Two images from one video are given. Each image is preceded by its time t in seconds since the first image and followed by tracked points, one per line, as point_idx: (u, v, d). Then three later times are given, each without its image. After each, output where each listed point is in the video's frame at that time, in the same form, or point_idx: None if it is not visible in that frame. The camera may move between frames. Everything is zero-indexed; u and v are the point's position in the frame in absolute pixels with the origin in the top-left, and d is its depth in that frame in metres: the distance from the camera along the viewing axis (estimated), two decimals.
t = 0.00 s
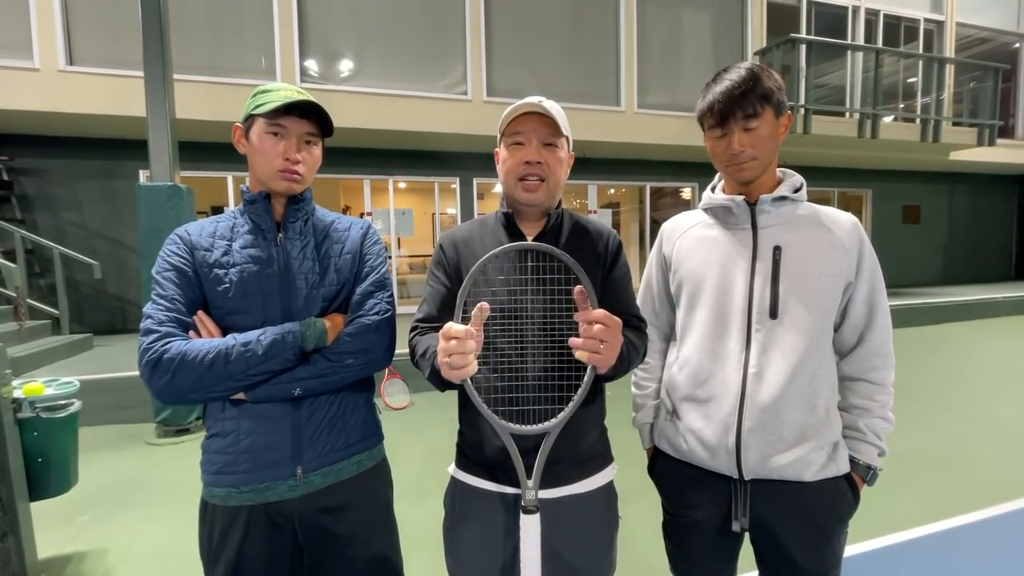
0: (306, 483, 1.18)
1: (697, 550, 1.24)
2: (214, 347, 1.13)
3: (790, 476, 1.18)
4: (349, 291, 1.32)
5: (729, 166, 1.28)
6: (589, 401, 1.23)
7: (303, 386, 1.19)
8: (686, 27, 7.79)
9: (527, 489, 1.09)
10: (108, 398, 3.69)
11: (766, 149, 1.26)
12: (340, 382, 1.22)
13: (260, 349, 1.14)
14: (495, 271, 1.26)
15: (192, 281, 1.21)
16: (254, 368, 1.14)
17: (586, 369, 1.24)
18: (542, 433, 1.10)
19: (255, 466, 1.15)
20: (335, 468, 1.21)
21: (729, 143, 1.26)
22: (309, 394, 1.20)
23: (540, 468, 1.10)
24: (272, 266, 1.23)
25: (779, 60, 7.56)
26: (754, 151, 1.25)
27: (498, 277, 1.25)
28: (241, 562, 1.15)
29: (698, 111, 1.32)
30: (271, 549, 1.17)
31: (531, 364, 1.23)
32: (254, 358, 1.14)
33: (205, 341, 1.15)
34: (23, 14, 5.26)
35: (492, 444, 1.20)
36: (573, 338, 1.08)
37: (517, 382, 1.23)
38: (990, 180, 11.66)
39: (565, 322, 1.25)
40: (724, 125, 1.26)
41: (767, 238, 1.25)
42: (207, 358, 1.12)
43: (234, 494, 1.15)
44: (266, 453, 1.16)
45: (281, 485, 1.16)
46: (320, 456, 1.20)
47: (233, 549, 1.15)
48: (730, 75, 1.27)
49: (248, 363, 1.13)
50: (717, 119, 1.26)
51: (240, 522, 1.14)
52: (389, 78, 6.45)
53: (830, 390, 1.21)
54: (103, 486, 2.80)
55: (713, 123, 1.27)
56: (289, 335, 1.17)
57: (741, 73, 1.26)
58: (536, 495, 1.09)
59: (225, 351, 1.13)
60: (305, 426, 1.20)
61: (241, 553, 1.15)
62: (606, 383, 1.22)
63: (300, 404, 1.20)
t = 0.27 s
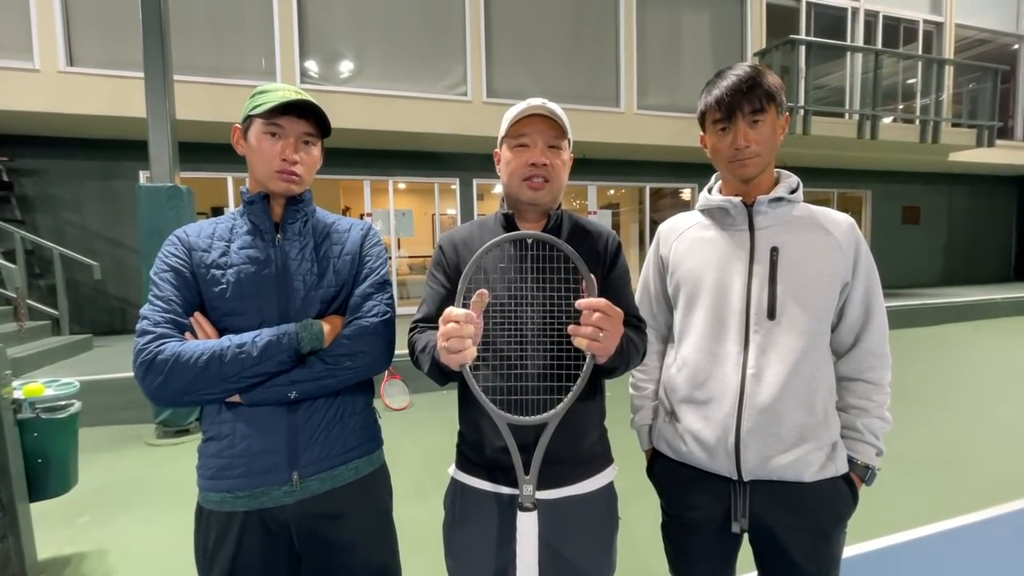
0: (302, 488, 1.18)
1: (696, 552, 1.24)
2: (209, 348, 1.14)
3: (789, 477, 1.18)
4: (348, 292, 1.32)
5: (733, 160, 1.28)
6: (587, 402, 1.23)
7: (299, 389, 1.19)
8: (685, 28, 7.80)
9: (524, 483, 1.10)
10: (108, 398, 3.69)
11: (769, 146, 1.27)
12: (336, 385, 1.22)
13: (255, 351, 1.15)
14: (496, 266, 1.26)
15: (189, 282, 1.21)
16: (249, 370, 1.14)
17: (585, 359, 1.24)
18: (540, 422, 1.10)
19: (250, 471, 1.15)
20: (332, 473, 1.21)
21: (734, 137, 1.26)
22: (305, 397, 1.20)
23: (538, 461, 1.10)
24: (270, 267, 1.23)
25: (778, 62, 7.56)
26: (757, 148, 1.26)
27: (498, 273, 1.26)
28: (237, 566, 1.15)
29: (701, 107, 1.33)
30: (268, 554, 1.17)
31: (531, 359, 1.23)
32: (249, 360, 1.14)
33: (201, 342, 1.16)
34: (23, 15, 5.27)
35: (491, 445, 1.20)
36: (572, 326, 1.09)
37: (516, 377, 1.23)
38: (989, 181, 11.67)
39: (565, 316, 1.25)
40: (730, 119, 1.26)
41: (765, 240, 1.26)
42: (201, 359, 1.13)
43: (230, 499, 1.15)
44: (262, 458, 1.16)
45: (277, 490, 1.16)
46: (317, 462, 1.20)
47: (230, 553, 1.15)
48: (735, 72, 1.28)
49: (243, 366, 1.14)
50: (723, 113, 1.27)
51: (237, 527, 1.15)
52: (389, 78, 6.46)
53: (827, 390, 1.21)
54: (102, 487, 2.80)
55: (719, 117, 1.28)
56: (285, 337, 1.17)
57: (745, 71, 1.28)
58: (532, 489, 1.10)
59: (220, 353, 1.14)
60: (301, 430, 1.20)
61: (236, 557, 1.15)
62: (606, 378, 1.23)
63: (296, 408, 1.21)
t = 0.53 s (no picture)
0: (304, 491, 1.18)
1: (696, 552, 1.24)
2: (210, 349, 1.14)
3: (787, 478, 1.18)
4: (349, 293, 1.32)
5: (731, 160, 1.28)
6: (587, 403, 1.23)
7: (301, 390, 1.19)
8: (685, 29, 7.80)
9: (526, 457, 1.10)
10: (107, 399, 3.70)
11: (766, 145, 1.28)
12: (338, 387, 1.22)
13: (256, 351, 1.15)
14: (495, 257, 1.27)
15: (189, 282, 1.22)
16: (250, 371, 1.14)
17: (586, 357, 1.24)
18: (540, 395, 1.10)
19: (251, 474, 1.16)
20: (334, 476, 1.21)
21: (732, 137, 1.26)
22: (306, 398, 1.20)
23: (539, 436, 1.10)
24: (271, 267, 1.24)
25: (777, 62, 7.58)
26: (755, 148, 1.26)
27: (497, 266, 1.27)
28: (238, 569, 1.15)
29: (699, 107, 1.33)
30: (269, 557, 1.18)
31: (531, 350, 1.24)
32: (251, 361, 1.14)
33: (201, 342, 1.16)
34: (24, 15, 5.27)
35: (492, 445, 1.20)
36: (572, 298, 1.09)
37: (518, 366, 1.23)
38: (989, 182, 11.68)
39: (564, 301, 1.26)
40: (727, 118, 1.26)
41: (762, 240, 1.26)
42: (202, 360, 1.13)
43: (230, 503, 1.15)
44: (263, 460, 1.16)
45: (278, 493, 1.16)
46: (319, 464, 1.20)
47: (231, 556, 1.15)
48: (733, 72, 1.29)
49: (244, 366, 1.14)
50: (721, 112, 1.27)
51: (237, 530, 1.15)
52: (389, 79, 6.46)
53: (825, 390, 1.22)
54: (102, 487, 2.81)
55: (716, 116, 1.28)
56: (287, 337, 1.18)
57: (743, 71, 1.28)
58: (534, 465, 1.10)
59: (221, 353, 1.14)
60: (303, 433, 1.20)
61: (236, 561, 1.15)
62: (605, 370, 1.24)
63: (297, 410, 1.21)
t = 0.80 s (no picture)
0: (308, 491, 1.18)
1: (696, 553, 1.24)
2: (214, 350, 1.14)
3: (788, 479, 1.18)
4: (352, 293, 1.32)
5: (728, 159, 1.28)
6: (588, 403, 1.23)
7: (305, 391, 1.19)
8: (685, 29, 7.80)
9: (527, 441, 1.10)
10: (107, 399, 3.69)
11: (764, 144, 1.27)
12: (342, 388, 1.22)
13: (261, 352, 1.15)
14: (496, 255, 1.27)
15: (192, 282, 1.21)
16: (255, 372, 1.14)
17: (588, 354, 1.25)
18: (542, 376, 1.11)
19: (256, 475, 1.16)
20: (337, 477, 1.21)
21: (729, 136, 1.26)
22: (311, 399, 1.21)
23: (540, 420, 1.10)
24: (274, 267, 1.24)
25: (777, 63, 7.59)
26: (752, 147, 1.26)
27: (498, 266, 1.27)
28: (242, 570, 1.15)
29: (695, 107, 1.33)
30: (273, 558, 1.17)
31: (530, 347, 1.24)
32: (255, 362, 1.15)
33: (205, 343, 1.16)
34: (23, 15, 5.27)
35: (494, 445, 1.20)
36: (575, 280, 1.09)
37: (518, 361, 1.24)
38: (989, 182, 11.69)
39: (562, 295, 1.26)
40: (723, 118, 1.27)
41: (762, 240, 1.26)
42: (207, 360, 1.13)
43: (234, 504, 1.15)
44: (267, 461, 1.17)
45: (282, 494, 1.16)
46: (323, 465, 1.20)
47: (234, 557, 1.15)
48: (729, 72, 1.29)
49: (249, 367, 1.14)
50: (717, 112, 1.27)
51: (240, 531, 1.15)
52: (389, 79, 6.46)
53: (824, 391, 1.22)
54: (102, 487, 2.80)
55: (713, 116, 1.28)
56: (293, 338, 1.18)
57: (739, 71, 1.28)
58: (534, 449, 1.09)
59: (226, 354, 1.14)
60: (307, 433, 1.20)
61: (239, 562, 1.15)
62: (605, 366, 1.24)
63: (301, 411, 1.21)
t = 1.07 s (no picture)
0: (311, 492, 1.18)
1: (695, 554, 1.24)
2: (217, 351, 1.14)
3: (789, 480, 1.18)
4: (356, 295, 1.32)
5: (728, 158, 1.28)
6: (589, 404, 1.23)
7: (309, 393, 1.19)
8: (685, 30, 7.81)
9: (528, 433, 1.09)
10: (107, 399, 3.69)
11: (763, 142, 1.28)
12: (345, 390, 1.23)
13: (265, 355, 1.15)
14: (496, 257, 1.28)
15: (195, 283, 1.21)
16: (259, 374, 1.14)
17: (590, 354, 1.25)
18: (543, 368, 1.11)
19: (259, 476, 1.16)
20: (339, 477, 1.21)
21: (728, 134, 1.27)
22: (313, 401, 1.21)
23: (541, 412, 1.10)
24: (278, 268, 1.24)
25: (777, 63, 7.60)
26: (752, 145, 1.26)
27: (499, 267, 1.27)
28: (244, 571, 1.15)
29: (694, 106, 1.34)
30: (274, 561, 1.17)
31: (531, 347, 1.24)
32: (259, 364, 1.14)
33: (209, 344, 1.16)
34: (23, 16, 5.27)
35: (496, 446, 1.20)
36: (575, 272, 1.09)
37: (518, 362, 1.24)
38: (988, 183, 11.70)
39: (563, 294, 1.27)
40: (723, 116, 1.27)
41: (763, 240, 1.26)
42: (211, 363, 1.13)
43: (236, 505, 1.15)
44: (270, 462, 1.17)
45: (284, 494, 1.16)
46: (324, 466, 1.20)
47: (236, 558, 1.15)
48: (728, 71, 1.29)
49: (253, 370, 1.14)
50: (716, 111, 1.28)
51: (241, 532, 1.14)
52: (389, 79, 6.46)
53: (824, 391, 1.22)
54: (101, 488, 2.80)
55: (712, 115, 1.29)
56: (297, 340, 1.18)
57: (738, 70, 1.29)
58: (536, 441, 1.09)
59: (230, 356, 1.14)
60: (309, 435, 1.20)
61: (241, 562, 1.15)
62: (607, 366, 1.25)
63: (304, 412, 1.21)
